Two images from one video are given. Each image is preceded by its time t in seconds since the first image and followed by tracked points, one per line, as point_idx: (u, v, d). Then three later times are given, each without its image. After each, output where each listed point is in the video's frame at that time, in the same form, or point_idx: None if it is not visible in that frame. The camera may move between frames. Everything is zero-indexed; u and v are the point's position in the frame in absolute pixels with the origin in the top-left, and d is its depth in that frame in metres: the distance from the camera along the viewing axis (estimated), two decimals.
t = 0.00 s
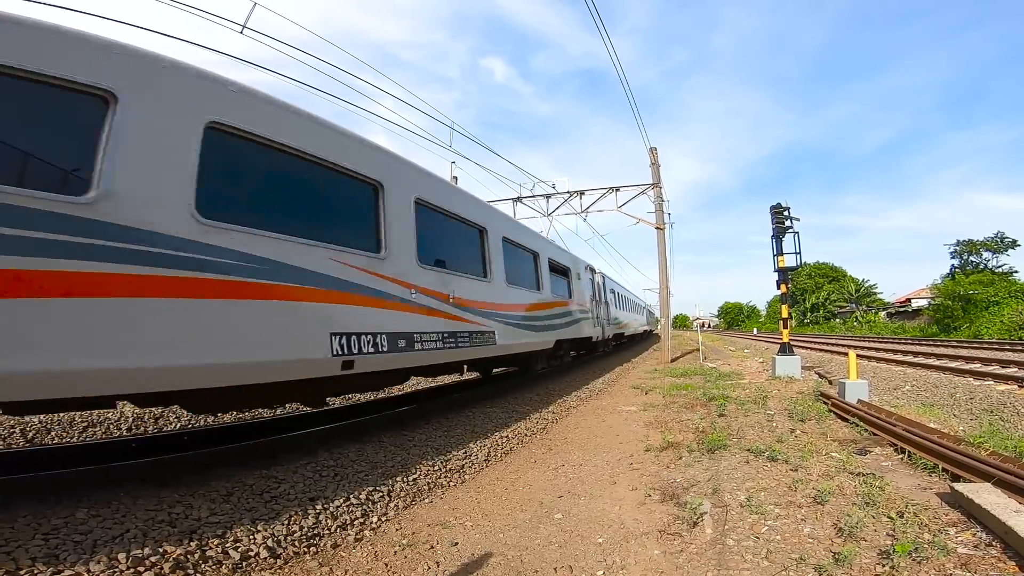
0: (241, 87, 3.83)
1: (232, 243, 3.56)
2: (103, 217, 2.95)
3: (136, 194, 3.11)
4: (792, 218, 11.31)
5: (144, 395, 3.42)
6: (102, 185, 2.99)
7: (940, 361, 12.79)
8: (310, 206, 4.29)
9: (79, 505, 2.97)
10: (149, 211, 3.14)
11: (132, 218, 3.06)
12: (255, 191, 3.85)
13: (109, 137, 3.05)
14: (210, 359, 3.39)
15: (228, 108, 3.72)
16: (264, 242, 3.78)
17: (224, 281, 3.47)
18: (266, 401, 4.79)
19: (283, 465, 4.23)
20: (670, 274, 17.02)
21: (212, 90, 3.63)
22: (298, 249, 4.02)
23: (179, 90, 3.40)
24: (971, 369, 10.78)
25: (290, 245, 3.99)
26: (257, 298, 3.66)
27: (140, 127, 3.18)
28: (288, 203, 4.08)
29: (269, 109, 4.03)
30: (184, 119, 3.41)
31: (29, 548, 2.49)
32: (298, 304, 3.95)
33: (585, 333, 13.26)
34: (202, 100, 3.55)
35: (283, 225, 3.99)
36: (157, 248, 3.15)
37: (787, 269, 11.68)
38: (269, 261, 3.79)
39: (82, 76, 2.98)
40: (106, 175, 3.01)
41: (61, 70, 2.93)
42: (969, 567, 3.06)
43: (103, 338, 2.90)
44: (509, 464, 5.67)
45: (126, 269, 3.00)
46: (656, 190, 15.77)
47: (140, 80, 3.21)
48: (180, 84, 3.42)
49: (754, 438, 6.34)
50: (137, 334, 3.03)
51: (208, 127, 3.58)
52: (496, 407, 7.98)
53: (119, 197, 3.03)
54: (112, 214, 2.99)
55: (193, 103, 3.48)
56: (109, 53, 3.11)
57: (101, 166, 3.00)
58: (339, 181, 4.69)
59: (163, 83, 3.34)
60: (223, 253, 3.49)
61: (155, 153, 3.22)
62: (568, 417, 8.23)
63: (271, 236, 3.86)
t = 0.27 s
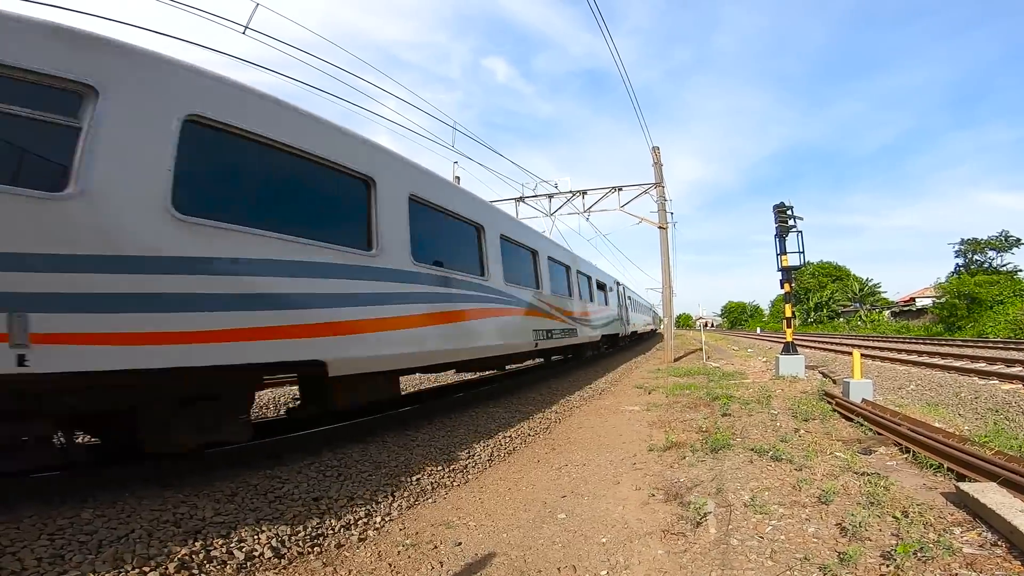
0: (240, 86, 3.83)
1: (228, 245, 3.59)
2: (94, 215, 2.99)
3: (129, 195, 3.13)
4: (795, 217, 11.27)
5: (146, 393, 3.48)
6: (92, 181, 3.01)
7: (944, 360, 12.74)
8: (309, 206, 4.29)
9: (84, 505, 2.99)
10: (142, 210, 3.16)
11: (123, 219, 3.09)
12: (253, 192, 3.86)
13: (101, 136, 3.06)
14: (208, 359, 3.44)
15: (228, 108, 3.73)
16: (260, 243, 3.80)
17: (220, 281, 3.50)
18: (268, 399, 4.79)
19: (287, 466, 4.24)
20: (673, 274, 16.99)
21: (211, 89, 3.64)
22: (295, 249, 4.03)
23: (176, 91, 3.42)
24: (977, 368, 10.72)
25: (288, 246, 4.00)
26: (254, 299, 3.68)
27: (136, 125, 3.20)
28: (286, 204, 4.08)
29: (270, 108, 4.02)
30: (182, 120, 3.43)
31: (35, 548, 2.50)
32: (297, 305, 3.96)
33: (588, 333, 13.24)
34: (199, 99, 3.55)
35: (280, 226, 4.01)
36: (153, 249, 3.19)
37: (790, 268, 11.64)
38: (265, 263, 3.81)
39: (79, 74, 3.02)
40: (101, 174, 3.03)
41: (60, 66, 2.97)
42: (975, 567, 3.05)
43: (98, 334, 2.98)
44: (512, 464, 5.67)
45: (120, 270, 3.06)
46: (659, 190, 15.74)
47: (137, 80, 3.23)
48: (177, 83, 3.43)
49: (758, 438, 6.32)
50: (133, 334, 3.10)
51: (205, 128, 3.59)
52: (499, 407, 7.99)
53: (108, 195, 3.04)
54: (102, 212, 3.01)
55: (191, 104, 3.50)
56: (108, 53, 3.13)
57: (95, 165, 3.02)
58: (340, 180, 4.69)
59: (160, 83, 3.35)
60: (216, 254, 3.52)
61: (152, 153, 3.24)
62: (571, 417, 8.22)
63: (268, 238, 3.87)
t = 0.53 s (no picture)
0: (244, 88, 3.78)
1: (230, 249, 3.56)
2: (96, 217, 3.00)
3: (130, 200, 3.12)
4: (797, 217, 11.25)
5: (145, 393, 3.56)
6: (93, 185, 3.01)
7: (947, 359, 12.71)
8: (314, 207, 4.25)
9: (88, 506, 3.00)
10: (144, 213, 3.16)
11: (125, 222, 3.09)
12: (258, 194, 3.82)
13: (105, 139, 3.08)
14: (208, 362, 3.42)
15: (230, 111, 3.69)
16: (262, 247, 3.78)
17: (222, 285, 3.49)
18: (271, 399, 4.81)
19: (289, 466, 4.25)
20: (674, 273, 16.97)
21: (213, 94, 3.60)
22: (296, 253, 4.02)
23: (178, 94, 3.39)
24: (980, 368, 10.68)
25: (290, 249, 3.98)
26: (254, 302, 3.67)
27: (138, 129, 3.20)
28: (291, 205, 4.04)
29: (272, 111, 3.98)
30: (184, 124, 3.41)
31: (39, 549, 2.50)
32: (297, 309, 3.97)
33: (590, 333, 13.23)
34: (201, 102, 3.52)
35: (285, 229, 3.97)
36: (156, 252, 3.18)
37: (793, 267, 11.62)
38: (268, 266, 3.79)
39: (82, 75, 3.03)
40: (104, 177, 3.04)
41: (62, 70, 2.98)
42: (979, 567, 3.04)
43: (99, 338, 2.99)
44: (514, 464, 5.68)
45: (122, 271, 3.05)
46: (660, 189, 15.73)
47: (139, 85, 3.23)
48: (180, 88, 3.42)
49: (761, 438, 6.31)
50: (132, 336, 3.09)
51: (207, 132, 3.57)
52: (501, 407, 7.99)
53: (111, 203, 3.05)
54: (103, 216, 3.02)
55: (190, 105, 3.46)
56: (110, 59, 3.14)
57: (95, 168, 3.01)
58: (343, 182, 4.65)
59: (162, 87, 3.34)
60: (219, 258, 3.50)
61: (154, 156, 3.23)
62: (574, 417, 8.22)
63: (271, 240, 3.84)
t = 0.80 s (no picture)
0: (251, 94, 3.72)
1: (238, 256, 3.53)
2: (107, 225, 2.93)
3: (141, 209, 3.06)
4: (797, 216, 11.25)
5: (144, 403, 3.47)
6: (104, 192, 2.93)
7: (949, 358, 12.69)
8: (321, 212, 4.21)
9: (91, 507, 3.01)
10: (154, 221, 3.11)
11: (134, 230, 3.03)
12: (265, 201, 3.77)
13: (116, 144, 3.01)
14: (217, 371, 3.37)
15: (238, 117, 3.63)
16: (269, 254, 3.75)
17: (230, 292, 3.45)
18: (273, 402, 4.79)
19: (291, 466, 4.26)
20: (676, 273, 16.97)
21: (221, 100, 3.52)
22: (303, 258, 4.00)
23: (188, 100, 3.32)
24: (982, 366, 10.67)
25: (297, 255, 3.96)
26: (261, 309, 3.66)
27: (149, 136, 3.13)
28: (298, 210, 4.00)
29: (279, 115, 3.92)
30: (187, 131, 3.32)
31: (42, 550, 2.51)
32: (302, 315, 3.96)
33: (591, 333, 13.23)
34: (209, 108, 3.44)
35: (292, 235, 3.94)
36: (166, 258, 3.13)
37: (793, 266, 11.61)
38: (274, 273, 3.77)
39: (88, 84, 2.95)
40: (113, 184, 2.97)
41: (72, 74, 2.89)
42: (981, 566, 3.04)
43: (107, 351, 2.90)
44: (516, 464, 5.68)
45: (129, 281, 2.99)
46: (660, 189, 15.72)
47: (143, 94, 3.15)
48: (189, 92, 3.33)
49: (762, 437, 6.31)
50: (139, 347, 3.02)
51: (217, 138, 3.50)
52: (502, 407, 8.00)
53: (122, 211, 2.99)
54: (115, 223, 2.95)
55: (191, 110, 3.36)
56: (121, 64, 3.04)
57: (103, 177, 2.95)
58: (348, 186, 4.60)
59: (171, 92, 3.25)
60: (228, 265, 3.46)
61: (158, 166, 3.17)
62: (575, 417, 8.23)
63: (277, 247, 3.82)
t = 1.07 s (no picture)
0: (245, 97, 3.70)
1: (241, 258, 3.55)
2: (104, 225, 2.95)
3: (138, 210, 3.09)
4: (798, 215, 11.24)
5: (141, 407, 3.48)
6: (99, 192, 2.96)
7: (952, 357, 12.67)
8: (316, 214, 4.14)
9: (93, 508, 3.02)
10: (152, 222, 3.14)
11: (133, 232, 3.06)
12: (268, 203, 3.79)
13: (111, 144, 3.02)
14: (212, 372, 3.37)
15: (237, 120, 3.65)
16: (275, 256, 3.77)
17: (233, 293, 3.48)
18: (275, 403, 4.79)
19: (293, 468, 4.27)
20: (676, 273, 16.95)
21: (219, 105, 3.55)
22: (307, 260, 4.02)
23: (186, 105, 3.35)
24: (984, 365, 10.66)
25: (301, 257, 3.97)
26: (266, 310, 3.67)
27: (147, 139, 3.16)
28: (300, 213, 4.02)
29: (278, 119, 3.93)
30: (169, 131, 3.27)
31: (45, 551, 2.52)
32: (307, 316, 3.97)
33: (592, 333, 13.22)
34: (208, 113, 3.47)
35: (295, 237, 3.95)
36: (165, 260, 3.17)
37: (794, 265, 11.61)
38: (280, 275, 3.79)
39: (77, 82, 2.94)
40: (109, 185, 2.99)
41: (66, 73, 2.90)
42: (984, 565, 3.04)
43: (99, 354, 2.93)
44: (517, 464, 5.69)
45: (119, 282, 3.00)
46: (661, 188, 15.71)
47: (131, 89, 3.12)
48: (187, 96, 3.37)
49: (763, 437, 6.30)
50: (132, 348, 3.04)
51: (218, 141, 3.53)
52: (503, 407, 8.00)
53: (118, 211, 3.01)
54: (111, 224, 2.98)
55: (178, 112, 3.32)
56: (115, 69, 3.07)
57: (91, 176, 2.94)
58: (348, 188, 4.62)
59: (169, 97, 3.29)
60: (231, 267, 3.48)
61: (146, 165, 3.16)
62: (576, 417, 8.23)
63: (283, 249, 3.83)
